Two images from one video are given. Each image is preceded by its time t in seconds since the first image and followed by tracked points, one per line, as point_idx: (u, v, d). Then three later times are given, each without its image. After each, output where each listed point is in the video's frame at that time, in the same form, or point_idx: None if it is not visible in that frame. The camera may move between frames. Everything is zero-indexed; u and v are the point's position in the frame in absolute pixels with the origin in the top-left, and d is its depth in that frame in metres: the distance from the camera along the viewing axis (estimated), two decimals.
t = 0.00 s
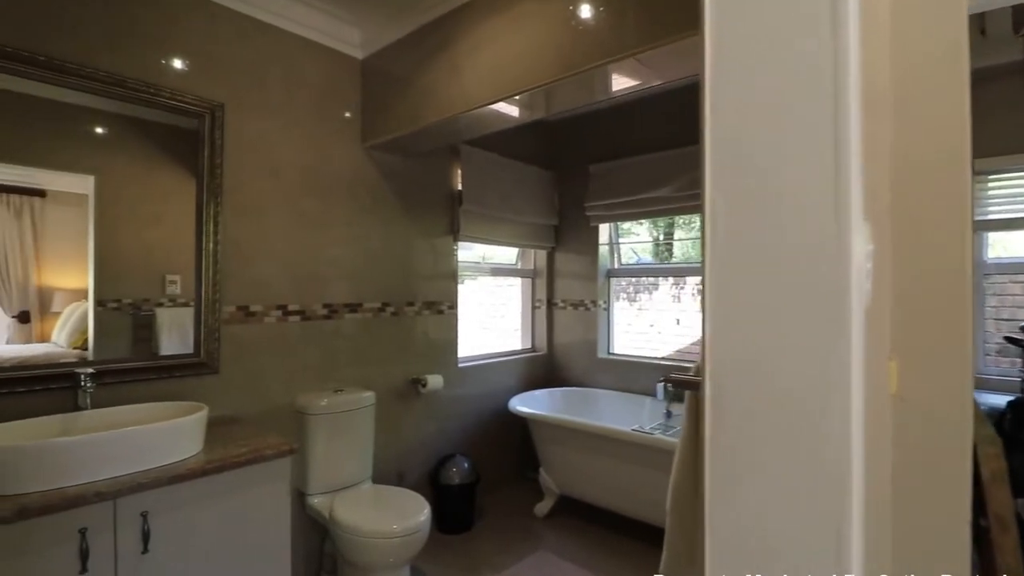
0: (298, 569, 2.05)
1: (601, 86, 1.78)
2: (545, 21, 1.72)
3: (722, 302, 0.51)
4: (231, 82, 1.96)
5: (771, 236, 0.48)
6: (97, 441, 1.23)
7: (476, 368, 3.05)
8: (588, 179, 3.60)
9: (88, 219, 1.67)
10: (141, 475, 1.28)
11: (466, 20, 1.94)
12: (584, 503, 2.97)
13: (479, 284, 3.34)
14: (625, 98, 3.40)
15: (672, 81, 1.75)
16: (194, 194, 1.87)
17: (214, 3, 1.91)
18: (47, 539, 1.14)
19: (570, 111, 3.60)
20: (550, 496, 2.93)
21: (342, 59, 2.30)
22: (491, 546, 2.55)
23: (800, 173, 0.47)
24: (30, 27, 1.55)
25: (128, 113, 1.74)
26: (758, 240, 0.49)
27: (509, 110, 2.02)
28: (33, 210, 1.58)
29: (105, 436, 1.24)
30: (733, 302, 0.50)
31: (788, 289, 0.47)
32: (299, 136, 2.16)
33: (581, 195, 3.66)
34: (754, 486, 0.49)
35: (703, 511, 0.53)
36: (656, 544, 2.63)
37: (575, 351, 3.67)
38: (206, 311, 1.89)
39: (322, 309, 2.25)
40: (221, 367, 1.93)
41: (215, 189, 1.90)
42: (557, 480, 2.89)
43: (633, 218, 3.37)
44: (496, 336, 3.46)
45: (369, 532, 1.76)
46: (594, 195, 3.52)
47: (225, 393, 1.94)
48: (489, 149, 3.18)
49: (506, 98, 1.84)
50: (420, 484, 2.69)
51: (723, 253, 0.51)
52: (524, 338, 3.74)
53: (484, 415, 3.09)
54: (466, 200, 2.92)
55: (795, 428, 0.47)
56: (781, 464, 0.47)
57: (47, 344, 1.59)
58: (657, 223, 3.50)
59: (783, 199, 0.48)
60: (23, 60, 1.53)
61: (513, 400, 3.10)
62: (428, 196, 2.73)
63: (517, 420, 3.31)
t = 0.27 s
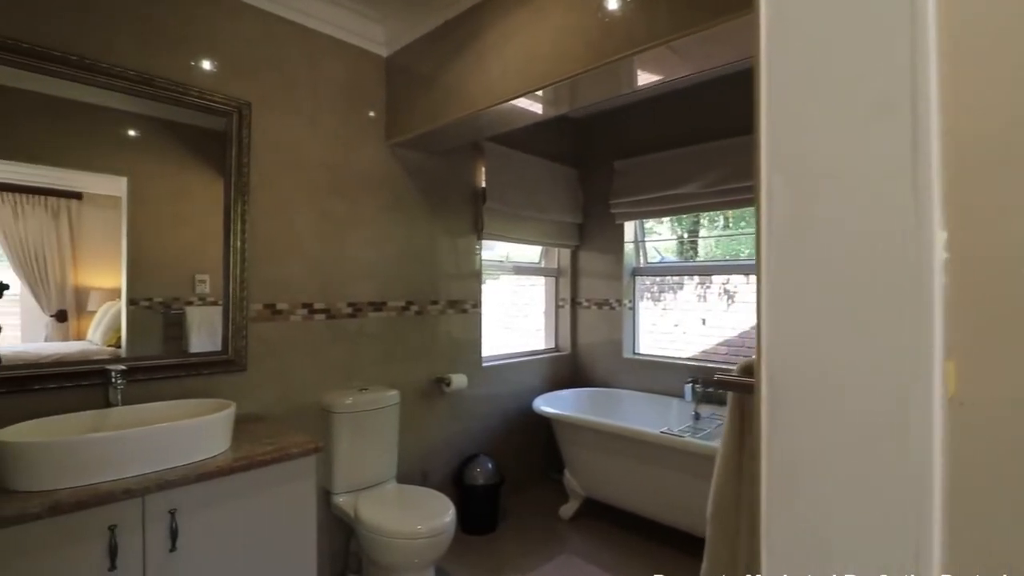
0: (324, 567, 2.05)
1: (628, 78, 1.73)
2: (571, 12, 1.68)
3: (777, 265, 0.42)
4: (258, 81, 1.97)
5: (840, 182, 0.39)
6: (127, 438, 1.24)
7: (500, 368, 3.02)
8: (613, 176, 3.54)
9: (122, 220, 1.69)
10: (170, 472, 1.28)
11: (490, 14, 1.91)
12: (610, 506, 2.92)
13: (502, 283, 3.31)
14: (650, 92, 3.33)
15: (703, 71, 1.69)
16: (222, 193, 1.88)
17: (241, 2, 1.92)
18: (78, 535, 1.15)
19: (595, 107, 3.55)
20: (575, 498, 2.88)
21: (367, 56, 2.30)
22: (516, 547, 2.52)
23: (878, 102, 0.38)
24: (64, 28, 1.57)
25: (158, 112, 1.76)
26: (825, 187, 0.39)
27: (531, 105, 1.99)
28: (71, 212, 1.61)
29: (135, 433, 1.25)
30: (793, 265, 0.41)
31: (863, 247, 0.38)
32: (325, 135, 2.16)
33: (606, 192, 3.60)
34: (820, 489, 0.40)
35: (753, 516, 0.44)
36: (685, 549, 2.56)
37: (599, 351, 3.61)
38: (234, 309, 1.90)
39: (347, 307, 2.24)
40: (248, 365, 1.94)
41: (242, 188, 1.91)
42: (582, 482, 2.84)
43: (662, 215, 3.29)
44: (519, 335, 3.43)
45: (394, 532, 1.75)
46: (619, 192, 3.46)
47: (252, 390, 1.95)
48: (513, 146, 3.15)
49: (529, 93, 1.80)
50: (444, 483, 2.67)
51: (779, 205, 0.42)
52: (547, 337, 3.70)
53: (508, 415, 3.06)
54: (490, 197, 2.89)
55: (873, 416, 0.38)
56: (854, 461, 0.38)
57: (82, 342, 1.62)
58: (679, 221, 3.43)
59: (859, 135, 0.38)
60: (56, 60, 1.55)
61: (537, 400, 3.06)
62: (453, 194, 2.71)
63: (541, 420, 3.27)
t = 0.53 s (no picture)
0: (348, 565, 2.05)
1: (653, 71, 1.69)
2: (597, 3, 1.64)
3: (843, 233, 0.34)
4: (283, 80, 1.98)
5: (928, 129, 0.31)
6: (155, 435, 1.24)
7: (523, 367, 2.99)
8: (637, 172, 3.48)
9: (152, 220, 1.71)
10: (197, 470, 1.29)
11: (513, 8, 1.89)
12: (634, 508, 2.86)
13: (525, 282, 3.27)
14: (676, 87, 3.26)
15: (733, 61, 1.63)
16: (248, 191, 1.89)
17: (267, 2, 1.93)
18: (108, 530, 1.16)
19: (618, 102, 3.49)
20: (599, 501, 2.83)
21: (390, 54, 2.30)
22: (539, 549, 2.48)
23: (978, 21, 0.29)
24: (95, 27, 1.59)
25: (186, 111, 1.78)
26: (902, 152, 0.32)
27: (551, 102, 1.96)
28: (103, 214, 1.63)
29: (164, 430, 1.25)
30: (859, 232, 0.33)
31: (952, 207, 0.30)
32: (348, 133, 2.16)
33: (630, 189, 3.53)
34: (894, 526, 0.32)
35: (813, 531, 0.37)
36: (713, 555, 2.49)
37: (623, 351, 3.55)
38: (260, 307, 1.91)
39: (371, 305, 2.24)
40: (274, 362, 1.95)
41: (268, 186, 1.92)
42: (606, 484, 2.80)
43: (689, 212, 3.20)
44: (541, 335, 3.39)
45: (417, 532, 1.73)
46: (644, 189, 3.38)
47: (278, 388, 1.96)
48: (535, 144, 3.12)
49: (550, 88, 1.78)
50: (466, 484, 2.65)
51: (845, 161, 0.34)
52: (570, 337, 3.66)
53: (531, 415, 3.03)
54: (513, 195, 2.87)
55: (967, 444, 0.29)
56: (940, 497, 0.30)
57: (113, 340, 1.64)
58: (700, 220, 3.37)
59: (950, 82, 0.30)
60: (87, 59, 1.57)
61: (561, 400, 3.02)
62: (475, 192, 2.69)
63: (564, 421, 3.23)
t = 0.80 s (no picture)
0: (374, 563, 2.05)
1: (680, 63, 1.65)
2: None
3: (913, 224, 0.37)
4: (310, 78, 1.98)
5: (1004, 101, 0.32)
6: (186, 431, 1.25)
7: (547, 366, 2.96)
8: (663, 168, 3.41)
9: (182, 218, 1.73)
10: (226, 465, 1.29)
11: (539, 1, 1.86)
12: (662, 511, 2.81)
13: (550, 280, 3.23)
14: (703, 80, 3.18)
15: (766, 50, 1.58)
16: (276, 190, 1.91)
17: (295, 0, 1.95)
18: (140, 524, 1.17)
19: (644, 97, 3.42)
20: (625, 502, 2.78)
21: (416, 52, 2.29)
22: (565, 550, 2.45)
23: None
24: (128, 28, 1.61)
25: (216, 110, 1.79)
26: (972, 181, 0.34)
27: (574, 97, 1.94)
28: (137, 216, 1.65)
29: (196, 426, 1.26)
30: (929, 255, 0.36)
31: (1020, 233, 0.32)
32: (373, 131, 2.16)
33: (656, 185, 3.46)
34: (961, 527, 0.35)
35: (882, 480, 0.39)
36: (745, 560, 2.42)
37: (649, 350, 3.49)
38: (288, 305, 1.92)
39: (396, 303, 2.24)
40: (302, 359, 1.96)
41: (296, 184, 1.93)
42: (633, 486, 2.74)
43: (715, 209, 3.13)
44: (564, 334, 3.34)
45: (443, 532, 1.71)
46: (670, 185, 3.31)
47: (305, 385, 1.97)
48: (560, 140, 3.08)
49: (573, 82, 1.76)
50: (491, 483, 2.63)
51: (915, 156, 0.36)
52: (595, 336, 3.60)
53: (556, 415, 3.00)
54: (537, 192, 2.84)
55: None
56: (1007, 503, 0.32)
57: (147, 337, 1.66)
58: (724, 219, 3.30)
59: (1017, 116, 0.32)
60: (121, 59, 1.59)
61: (586, 399, 2.98)
62: (500, 189, 2.67)
63: (589, 421, 3.19)
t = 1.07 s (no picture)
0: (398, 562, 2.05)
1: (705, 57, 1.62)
2: None
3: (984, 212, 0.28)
4: (335, 78, 2.00)
5: None
6: (216, 428, 1.26)
7: (570, 366, 2.93)
8: (688, 165, 3.35)
9: (212, 218, 1.76)
10: (255, 462, 1.30)
11: None
12: (688, 514, 2.75)
13: (573, 280, 3.19)
14: (729, 75, 3.11)
15: (798, 40, 1.53)
16: (302, 189, 1.92)
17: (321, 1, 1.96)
18: (171, 520, 1.19)
19: (668, 93, 3.37)
20: (651, 505, 2.73)
21: (439, 50, 2.30)
22: (590, 553, 2.42)
23: None
24: (161, 31, 1.64)
25: (244, 111, 1.82)
26: None
27: (596, 95, 1.92)
28: (169, 217, 1.68)
29: (225, 423, 1.28)
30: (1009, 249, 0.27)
31: None
32: (397, 130, 2.17)
33: (682, 183, 3.40)
34: None
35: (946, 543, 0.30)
36: (776, 567, 2.35)
37: (674, 350, 3.43)
38: (314, 303, 1.93)
39: (420, 302, 2.24)
40: (328, 358, 1.97)
41: (322, 183, 1.95)
42: (659, 489, 2.69)
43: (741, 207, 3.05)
44: (586, 334, 3.28)
45: (468, 532, 1.70)
46: (696, 183, 3.25)
47: (331, 383, 1.98)
48: (583, 138, 3.05)
49: (597, 78, 1.74)
50: (514, 483, 2.61)
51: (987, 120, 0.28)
52: (618, 336, 3.56)
53: (579, 415, 2.97)
54: (561, 190, 2.81)
55: None
56: None
57: (177, 336, 1.68)
58: (750, 217, 3.21)
59: None
60: (153, 61, 1.62)
61: (610, 400, 2.94)
62: (523, 187, 2.66)
63: (613, 421, 3.15)
